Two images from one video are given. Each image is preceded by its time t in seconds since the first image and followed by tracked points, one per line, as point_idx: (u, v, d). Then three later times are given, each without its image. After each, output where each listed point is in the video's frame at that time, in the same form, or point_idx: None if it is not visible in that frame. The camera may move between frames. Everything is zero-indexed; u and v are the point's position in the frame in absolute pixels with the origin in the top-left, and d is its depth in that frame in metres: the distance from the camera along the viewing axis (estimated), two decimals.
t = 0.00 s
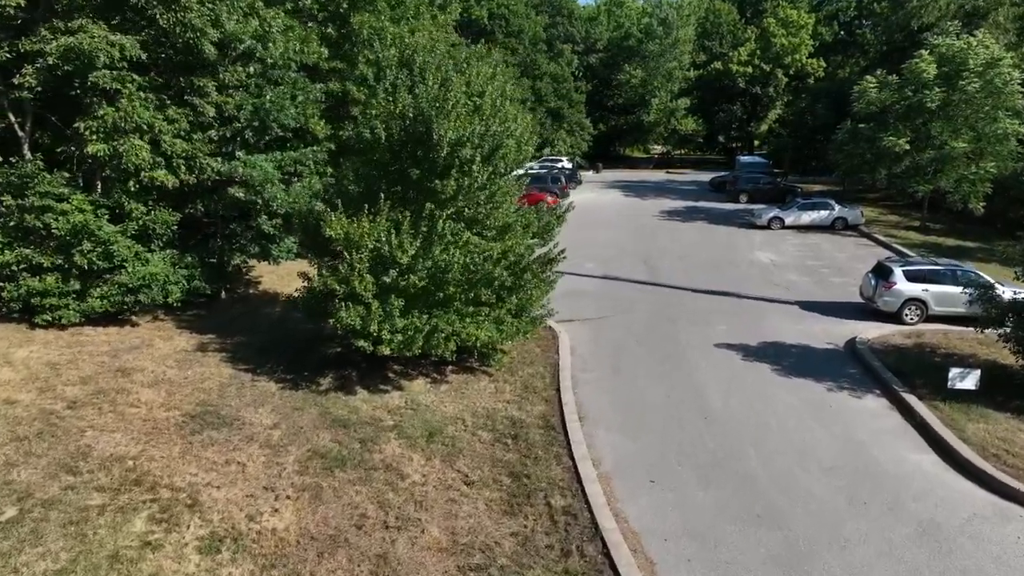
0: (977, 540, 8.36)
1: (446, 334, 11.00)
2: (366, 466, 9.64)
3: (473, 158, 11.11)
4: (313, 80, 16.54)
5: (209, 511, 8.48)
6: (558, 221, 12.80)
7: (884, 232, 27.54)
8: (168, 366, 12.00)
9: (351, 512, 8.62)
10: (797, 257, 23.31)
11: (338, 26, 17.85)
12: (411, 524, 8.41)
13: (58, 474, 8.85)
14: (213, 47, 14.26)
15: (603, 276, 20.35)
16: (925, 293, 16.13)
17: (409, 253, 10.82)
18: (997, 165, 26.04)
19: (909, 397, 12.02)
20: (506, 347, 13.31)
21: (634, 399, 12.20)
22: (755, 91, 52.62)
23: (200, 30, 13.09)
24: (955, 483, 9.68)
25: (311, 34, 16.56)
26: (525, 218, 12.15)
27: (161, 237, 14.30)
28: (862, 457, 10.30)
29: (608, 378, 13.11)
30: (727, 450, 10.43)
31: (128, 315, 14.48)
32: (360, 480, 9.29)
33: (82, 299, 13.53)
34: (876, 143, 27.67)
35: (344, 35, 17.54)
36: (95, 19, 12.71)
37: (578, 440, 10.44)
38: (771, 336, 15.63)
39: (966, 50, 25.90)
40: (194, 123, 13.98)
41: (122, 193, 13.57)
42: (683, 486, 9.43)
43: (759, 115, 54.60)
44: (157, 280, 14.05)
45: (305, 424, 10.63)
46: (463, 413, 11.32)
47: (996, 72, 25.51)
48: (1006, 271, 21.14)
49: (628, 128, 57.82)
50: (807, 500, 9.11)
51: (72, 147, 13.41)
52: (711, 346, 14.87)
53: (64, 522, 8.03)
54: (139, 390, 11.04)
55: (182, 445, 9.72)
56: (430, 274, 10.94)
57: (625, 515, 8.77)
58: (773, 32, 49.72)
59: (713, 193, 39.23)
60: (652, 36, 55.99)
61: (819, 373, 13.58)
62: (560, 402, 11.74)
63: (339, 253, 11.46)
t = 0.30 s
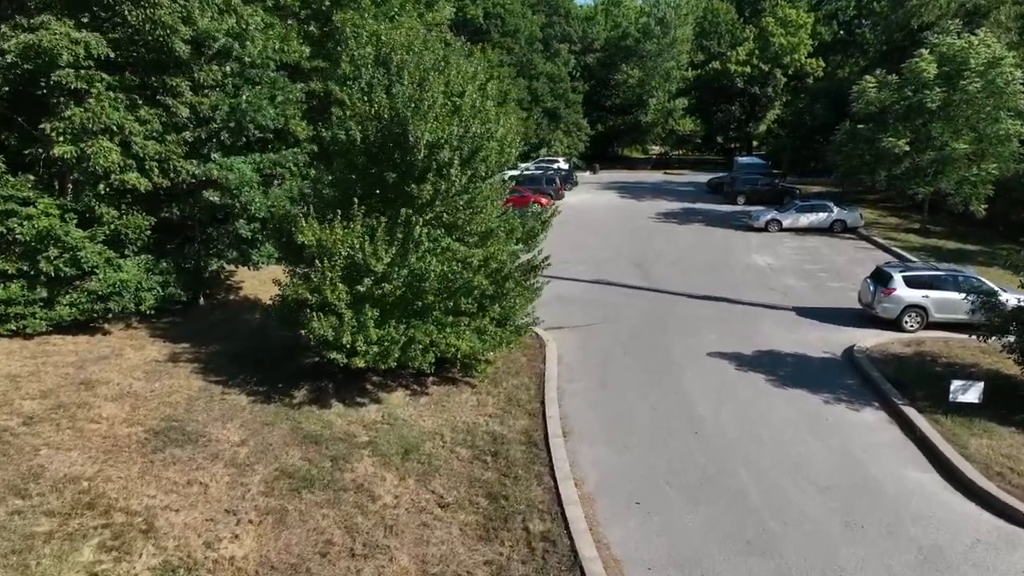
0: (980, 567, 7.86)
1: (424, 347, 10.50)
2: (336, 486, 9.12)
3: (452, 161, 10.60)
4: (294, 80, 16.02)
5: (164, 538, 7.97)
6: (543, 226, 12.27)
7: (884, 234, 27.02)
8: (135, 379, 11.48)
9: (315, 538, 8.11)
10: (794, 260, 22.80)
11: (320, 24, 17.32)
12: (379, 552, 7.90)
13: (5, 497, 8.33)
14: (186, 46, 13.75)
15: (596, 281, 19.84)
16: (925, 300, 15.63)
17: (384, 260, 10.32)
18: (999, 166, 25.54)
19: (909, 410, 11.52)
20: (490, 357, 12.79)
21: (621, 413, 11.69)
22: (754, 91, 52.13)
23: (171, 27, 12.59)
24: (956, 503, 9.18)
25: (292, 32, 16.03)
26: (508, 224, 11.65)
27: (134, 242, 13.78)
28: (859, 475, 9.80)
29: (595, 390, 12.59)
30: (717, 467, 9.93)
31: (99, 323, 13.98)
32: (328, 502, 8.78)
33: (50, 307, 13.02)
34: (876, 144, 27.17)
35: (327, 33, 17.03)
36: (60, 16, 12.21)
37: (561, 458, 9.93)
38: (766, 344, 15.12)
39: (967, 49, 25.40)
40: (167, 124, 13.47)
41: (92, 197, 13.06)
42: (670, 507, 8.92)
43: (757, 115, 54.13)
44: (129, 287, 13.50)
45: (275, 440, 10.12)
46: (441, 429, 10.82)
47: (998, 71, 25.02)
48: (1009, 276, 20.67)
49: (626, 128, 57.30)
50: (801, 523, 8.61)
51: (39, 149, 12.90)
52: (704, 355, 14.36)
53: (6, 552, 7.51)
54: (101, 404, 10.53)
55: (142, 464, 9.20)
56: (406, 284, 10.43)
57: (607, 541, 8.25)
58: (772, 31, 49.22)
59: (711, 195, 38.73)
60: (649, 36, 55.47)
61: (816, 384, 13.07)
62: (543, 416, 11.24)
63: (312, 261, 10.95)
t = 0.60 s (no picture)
0: None
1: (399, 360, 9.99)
2: (303, 511, 8.60)
3: (430, 165, 10.09)
4: (274, 80, 15.51)
5: (114, 569, 7.45)
6: (527, 232, 11.74)
7: (883, 237, 26.52)
8: (99, 393, 10.96)
9: (276, 569, 7.60)
10: (792, 264, 22.29)
11: (301, 22, 16.79)
12: None
13: None
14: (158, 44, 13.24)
15: (587, 287, 19.33)
16: (927, 307, 15.12)
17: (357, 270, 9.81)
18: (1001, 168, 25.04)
19: (910, 426, 11.00)
20: (473, 369, 12.28)
21: (609, 428, 11.18)
22: (753, 91, 51.63)
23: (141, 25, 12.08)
24: (960, 528, 8.67)
25: (271, 30, 15.50)
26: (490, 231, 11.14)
27: (105, 248, 13.27)
28: (857, 496, 9.29)
29: (582, 403, 12.09)
30: (707, 488, 9.42)
31: (69, 332, 13.47)
32: (292, 529, 8.25)
33: (15, 316, 12.52)
34: (875, 145, 26.67)
35: (310, 32, 16.53)
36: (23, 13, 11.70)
37: (543, 479, 9.41)
38: (762, 353, 14.61)
39: (969, 49, 24.91)
40: (138, 126, 12.96)
41: (60, 201, 12.54)
42: (656, 533, 8.41)
43: (755, 115, 53.72)
44: (99, 295, 12.98)
45: (242, 459, 9.60)
46: (419, 446, 10.30)
47: (1000, 71, 24.53)
48: (1012, 282, 20.21)
49: (623, 128, 56.94)
50: (795, 551, 8.10)
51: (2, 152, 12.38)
52: (697, 366, 13.85)
53: None
54: (60, 420, 10.01)
55: (97, 487, 8.69)
56: (381, 294, 9.92)
57: (588, 571, 7.74)
58: (770, 31, 48.71)
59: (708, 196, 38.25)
60: (647, 35, 54.87)
61: (813, 396, 12.55)
62: (527, 432, 10.73)
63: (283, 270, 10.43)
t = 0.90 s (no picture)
0: None
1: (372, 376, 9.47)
2: (266, 538, 8.07)
3: (404, 169, 9.59)
4: (253, 79, 15.00)
5: None
6: (510, 238, 11.23)
7: (884, 240, 26.00)
8: (59, 408, 10.44)
9: None
10: (789, 268, 21.77)
11: (282, 21, 16.26)
12: None
13: None
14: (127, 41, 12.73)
15: (579, 293, 18.83)
16: (928, 315, 14.61)
17: (327, 280, 9.29)
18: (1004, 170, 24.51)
19: (912, 443, 10.48)
20: (455, 381, 11.75)
21: (596, 446, 10.66)
22: (751, 91, 51.16)
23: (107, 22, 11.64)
24: (965, 556, 8.16)
25: (250, 29, 14.96)
26: (468, 239, 10.63)
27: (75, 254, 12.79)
28: (855, 521, 8.78)
29: (569, 418, 11.56)
30: (697, 511, 8.91)
31: (37, 341, 12.99)
32: (252, 558, 7.73)
33: None
34: (875, 146, 26.15)
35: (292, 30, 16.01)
36: None
37: (523, 502, 8.88)
38: (757, 363, 14.08)
39: (971, 47, 24.40)
40: (108, 126, 12.46)
41: (26, 206, 12.03)
42: (641, 561, 7.90)
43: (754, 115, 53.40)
44: (66, 303, 12.47)
45: (205, 480, 9.07)
46: (394, 465, 9.78)
47: (1002, 70, 24.01)
48: (1016, 287, 19.68)
49: (621, 129, 56.46)
50: None
51: None
52: (689, 377, 13.33)
53: None
54: (15, 438, 9.50)
55: (46, 512, 8.17)
56: (352, 307, 9.40)
57: None
58: (769, 30, 48.21)
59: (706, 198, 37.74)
60: (645, 34, 54.28)
61: (809, 410, 12.03)
62: (508, 450, 10.20)
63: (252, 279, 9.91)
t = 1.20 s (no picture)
0: None
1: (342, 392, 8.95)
2: (223, 569, 7.54)
3: (376, 174, 9.08)
4: (230, 78, 14.46)
5: None
6: (491, 245, 10.72)
7: (884, 243, 25.47)
8: (16, 425, 9.96)
9: None
10: (787, 273, 21.26)
11: (262, 18, 15.70)
12: None
13: None
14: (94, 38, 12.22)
15: (571, 298, 18.32)
16: (930, 323, 14.07)
17: (294, 292, 8.76)
18: (1007, 172, 23.98)
19: (913, 461, 9.96)
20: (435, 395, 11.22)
21: (581, 464, 10.15)
22: (750, 91, 50.61)
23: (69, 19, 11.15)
24: None
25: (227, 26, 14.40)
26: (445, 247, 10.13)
27: (43, 261, 12.31)
28: (853, 547, 8.26)
29: (554, 433, 11.04)
30: (686, 537, 8.40)
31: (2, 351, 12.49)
32: None
33: None
34: (875, 148, 25.62)
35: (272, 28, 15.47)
36: None
37: (501, 527, 8.37)
38: (752, 373, 13.56)
39: (973, 46, 23.88)
40: (74, 128, 11.95)
41: None
42: None
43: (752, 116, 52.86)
44: (29, 312, 11.93)
45: (163, 503, 8.56)
46: (366, 486, 9.26)
47: (1005, 69, 23.48)
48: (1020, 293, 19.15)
49: (620, 129, 55.76)
50: None
51: None
52: (681, 388, 12.80)
53: None
54: None
55: None
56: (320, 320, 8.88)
57: None
58: (768, 29, 47.70)
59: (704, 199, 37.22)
60: (643, 33, 53.65)
61: (806, 424, 11.51)
62: (488, 470, 9.67)
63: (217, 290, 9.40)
